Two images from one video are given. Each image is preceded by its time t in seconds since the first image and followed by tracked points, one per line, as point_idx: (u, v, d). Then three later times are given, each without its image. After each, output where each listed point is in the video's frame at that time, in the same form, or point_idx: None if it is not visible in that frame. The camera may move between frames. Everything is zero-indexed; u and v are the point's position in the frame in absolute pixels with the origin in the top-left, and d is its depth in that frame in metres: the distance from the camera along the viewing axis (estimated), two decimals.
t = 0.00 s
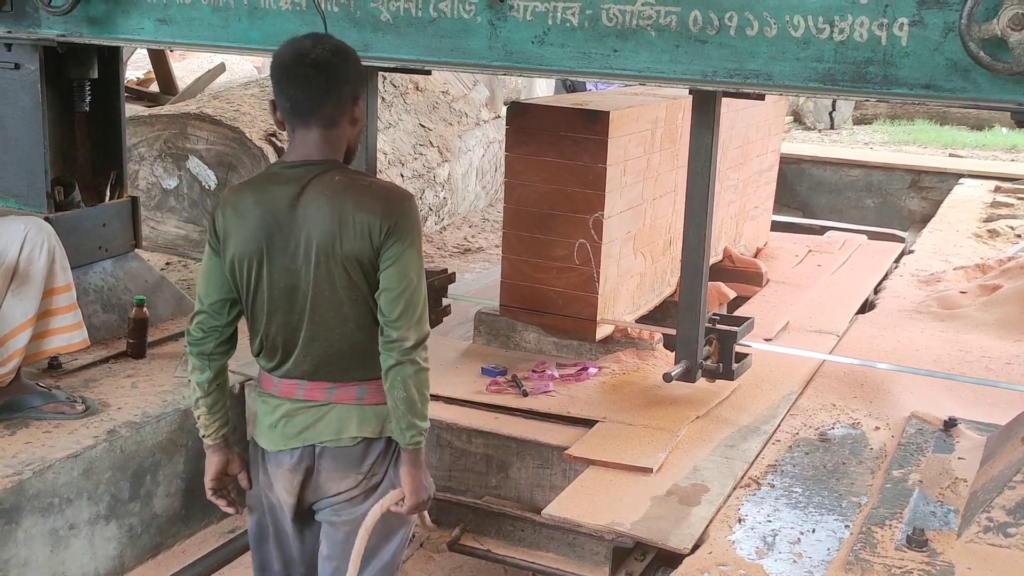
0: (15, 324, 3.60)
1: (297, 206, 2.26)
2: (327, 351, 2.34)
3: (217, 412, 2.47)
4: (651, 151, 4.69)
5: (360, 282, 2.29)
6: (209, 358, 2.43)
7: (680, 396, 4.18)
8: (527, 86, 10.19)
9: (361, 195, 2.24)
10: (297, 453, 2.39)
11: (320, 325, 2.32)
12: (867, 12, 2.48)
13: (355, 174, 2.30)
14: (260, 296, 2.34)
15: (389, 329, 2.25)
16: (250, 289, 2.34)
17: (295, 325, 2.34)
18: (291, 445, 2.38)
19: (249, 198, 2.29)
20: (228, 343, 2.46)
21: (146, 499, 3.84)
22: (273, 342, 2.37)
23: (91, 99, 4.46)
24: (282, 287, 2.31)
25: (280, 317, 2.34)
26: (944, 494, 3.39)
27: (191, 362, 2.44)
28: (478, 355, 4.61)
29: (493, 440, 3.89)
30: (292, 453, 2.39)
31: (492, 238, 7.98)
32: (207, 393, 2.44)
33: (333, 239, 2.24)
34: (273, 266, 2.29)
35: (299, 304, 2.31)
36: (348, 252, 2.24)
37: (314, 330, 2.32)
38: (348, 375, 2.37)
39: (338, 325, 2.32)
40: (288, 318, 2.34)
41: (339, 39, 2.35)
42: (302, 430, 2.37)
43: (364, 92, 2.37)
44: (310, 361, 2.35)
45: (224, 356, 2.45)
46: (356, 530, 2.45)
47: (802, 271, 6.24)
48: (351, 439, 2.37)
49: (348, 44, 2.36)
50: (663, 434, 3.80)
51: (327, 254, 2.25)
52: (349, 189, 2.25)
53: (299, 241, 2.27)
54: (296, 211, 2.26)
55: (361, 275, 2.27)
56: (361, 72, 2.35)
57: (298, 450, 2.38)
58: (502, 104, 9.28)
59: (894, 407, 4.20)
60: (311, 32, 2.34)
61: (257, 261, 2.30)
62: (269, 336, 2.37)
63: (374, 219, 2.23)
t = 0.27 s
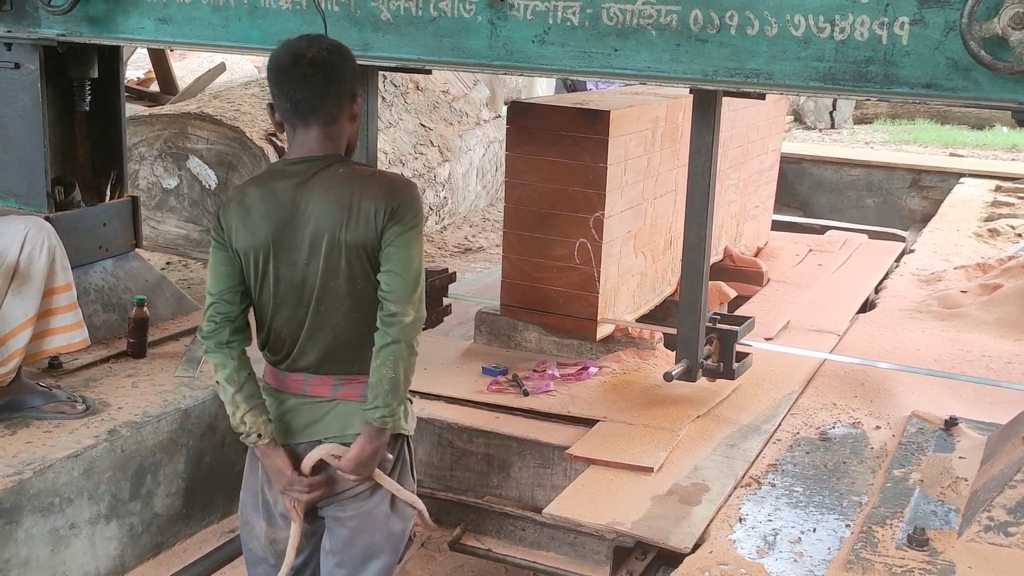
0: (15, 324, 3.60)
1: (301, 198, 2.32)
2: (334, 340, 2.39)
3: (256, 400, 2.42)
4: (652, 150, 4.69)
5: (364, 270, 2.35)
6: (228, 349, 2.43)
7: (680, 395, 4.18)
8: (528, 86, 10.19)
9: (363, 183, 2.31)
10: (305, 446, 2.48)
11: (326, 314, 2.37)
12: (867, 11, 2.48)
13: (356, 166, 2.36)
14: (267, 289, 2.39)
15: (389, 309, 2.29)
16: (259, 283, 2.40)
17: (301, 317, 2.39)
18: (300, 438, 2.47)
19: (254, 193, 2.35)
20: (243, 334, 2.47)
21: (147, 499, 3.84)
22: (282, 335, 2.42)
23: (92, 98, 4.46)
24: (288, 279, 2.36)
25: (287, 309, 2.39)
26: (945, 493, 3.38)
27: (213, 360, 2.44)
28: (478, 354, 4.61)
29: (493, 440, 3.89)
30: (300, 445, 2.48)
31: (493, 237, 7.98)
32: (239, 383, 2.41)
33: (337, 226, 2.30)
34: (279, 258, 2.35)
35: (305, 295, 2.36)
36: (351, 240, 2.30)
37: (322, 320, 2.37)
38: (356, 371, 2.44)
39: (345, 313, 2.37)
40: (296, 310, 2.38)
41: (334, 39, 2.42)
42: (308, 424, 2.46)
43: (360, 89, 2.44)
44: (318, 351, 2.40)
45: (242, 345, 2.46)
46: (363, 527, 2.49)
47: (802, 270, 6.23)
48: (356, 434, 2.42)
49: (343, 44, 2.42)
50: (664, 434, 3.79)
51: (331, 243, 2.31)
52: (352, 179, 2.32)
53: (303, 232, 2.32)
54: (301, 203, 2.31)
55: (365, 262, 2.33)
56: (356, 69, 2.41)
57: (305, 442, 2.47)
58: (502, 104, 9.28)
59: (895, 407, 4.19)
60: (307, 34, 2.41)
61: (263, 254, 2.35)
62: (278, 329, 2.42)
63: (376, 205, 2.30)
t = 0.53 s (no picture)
0: (15, 323, 3.60)
1: (300, 197, 2.19)
2: (332, 346, 2.26)
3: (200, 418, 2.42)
4: (653, 148, 4.68)
5: (366, 272, 2.23)
6: (203, 362, 2.39)
7: (681, 393, 4.17)
8: (528, 84, 10.19)
9: (364, 179, 2.20)
10: (290, 454, 2.33)
11: (326, 320, 2.24)
12: (869, 7, 2.47)
13: (354, 162, 2.25)
14: (261, 293, 2.26)
15: (414, 310, 2.23)
16: (251, 286, 2.26)
17: (297, 322, 2.25)
18: (287, 447, 2.32)
19: (248, 192, 2.21)
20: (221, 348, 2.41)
21: (147, 497, 3.84)
22: (274, 342, 2.28)
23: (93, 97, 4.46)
24: (284, 282, 2.23)
25: (283, 314, 2.25)
26: (945, 491, 3.38)
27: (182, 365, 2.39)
28: (479, 352, 4.61)
29: (494, 438, 3.88)
30: (286, 454, 2.33)
31: (493, 235, 7.98)
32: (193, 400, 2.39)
33: (340, 226, 2.18)
34: (276, 261, 2.22)
35: (303, 299, 2.23)
36: (354, 240, 2.19)
37: (319, 325, 2.25)
38: (346, 376, 2.30)
39: (345, 317, 2.25)
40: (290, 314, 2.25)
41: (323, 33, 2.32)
42: (294, 433, 2.31)
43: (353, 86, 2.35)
44: (314, 359, 2.27)
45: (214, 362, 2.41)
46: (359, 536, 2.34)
47: (803, 267, 6.23)
48: (347, 441, 2.31)
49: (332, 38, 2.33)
50: (666, 432, 3.79)
51: (334, 244, 2.19)
52: (353, 175, 2.20)
53: (303, 232, 2.19)
54: (299, 201, 2.19)
55: (367, 263, 2.22)
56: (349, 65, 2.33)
57: (291, 452, 2.32)
58: (502, 102, 9.28)
59: (896, 405, 4.19)
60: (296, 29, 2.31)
61: (260, 256, 2.22)
62: (270, 335, 2.28)
63: (382, 204, 2.19)
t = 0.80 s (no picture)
0: (15, 322, 3.61)
1: (235, 199, 2.21)
2: (268, 350, 2.25)
3: (140, 402, 2.44)
4: (653, 148, 4.68)
5: (297, 274, 2.21)
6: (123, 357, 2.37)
7: (681, 393, 4.17)
8: (529, 84, 10.20)
9: (300, 180, 2.20)
10: (234, 466, 2.32)
11: (260, 323, 2.24)
12: (869, 8, 2.47)
13: (295, 164, 2.26)
14: (199, 297, 2.27)
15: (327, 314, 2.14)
16: (190, 290, 2.28)
17: (234, 326, 2.26)
18: (230, 458, 2.30)
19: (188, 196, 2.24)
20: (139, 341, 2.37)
21: (148, 497, 3.84)
22: (212, 346, 2.29)
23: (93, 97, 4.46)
24: (218, 284, 2.24)
25: (220, 318, 2.26)
26: (946, 492, 3.38)
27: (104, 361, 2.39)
28: (479, 352, 4.61)
29: (494, 438, 3.88)
30: (230, 466, 2.31)
31: (493, 235, 7.98)
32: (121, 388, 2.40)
33: (271, 228, 2.18)
34: (212, 265, 2.23)
35: (238, 304, 2.24)
36: (286, 242, 2.18)
37: (252, 327, 2.24)
38: (286, 385, 2.29)
39: (280, 321, 2.24)
40: (224, 316, 2.26)
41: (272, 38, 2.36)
42: (234, 442, 2.30)
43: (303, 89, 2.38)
44: (252, 363, 2.27)
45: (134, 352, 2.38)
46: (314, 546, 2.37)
47: (803, 268, 6.24)
48: (290, 452, 2.29)
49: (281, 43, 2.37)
50: (666, 432, 3.79)
51: (266, 246, 2.19)
52: (289, 176, 2.20)
53: (237, 234, 2.20)
54: (235, 204, 2.21)
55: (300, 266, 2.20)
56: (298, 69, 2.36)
57: (231, 463, 2.31)
58: (503, 102, 9.29)
59: (897, 405, 4.19)
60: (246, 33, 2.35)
61: (196, 260, 2.24)
62: (209, 339, 2.29)
63: (314, 204, 2.17)
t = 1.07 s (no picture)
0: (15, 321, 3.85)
1: (165, 206, 2.28)
2: (196, 356, 2.32)
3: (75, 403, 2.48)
4: (652, 148, 4.68)
5: (225, 279, 2.27)
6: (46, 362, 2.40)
7: (680, 392, 4.18)
8: (529, 84, 10.20)
9: (233, 184, 2.28)
10: (157, 488, 2.40)
11: (187, 327, 2.30)
12: (868, 8, 2.48)
13: (227, 169, 2.34)
14: (127, 303, 2.33)
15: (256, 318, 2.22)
16: (118, 296, 2.34)
17: (160, 332, 2.32)
18: (154, 479, 2.39)
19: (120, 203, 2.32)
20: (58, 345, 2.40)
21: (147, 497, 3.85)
22: (140, 351, 2.35)
23: (93, 98, 4.46)
24: (145, 290, 2.30)
25: (148, 323, 2.32)
26: (945, 491, 3.38)
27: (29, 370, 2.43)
28: (479, 352, 4.61)
29: (493, 438, 3.88)
30: (154, 487, 2.40)
31: (493, 235, 7.98)
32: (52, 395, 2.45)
33: (202, 233, 2.25)
34: (139, 271, 2.29)
35: (165, 310, 2.30)
36: (217, 246, 2.25)
37: (177, 333, 2.30)
38: (210, 408, 2.36)
39: (208, 326, 2.30)
40: (151, 322, 2.32)
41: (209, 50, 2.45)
42: (156, 463, 2.38)
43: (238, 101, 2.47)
44: (180, 369, 2.33)
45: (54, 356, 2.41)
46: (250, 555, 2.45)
47: (803, 267, 6.24)
48: (207, 475, 2.36)
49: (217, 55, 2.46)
50: (666, 432, 3.79)
51: (196, 252, 2.26)
52: (221, 180, 2.28)
53: (168, 239, 2.28)
54: (167, 209, 2.28)
55: (230, 270, 2.27)
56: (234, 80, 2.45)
57: (151, 484, 2.40)
58: (502, 102, 9.30)
59: (896, 405, 4.19)
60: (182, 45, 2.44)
61: (126, 265, 2.30)
62: (137, 344, 2.35)
63: (246, 207, 2.25)
